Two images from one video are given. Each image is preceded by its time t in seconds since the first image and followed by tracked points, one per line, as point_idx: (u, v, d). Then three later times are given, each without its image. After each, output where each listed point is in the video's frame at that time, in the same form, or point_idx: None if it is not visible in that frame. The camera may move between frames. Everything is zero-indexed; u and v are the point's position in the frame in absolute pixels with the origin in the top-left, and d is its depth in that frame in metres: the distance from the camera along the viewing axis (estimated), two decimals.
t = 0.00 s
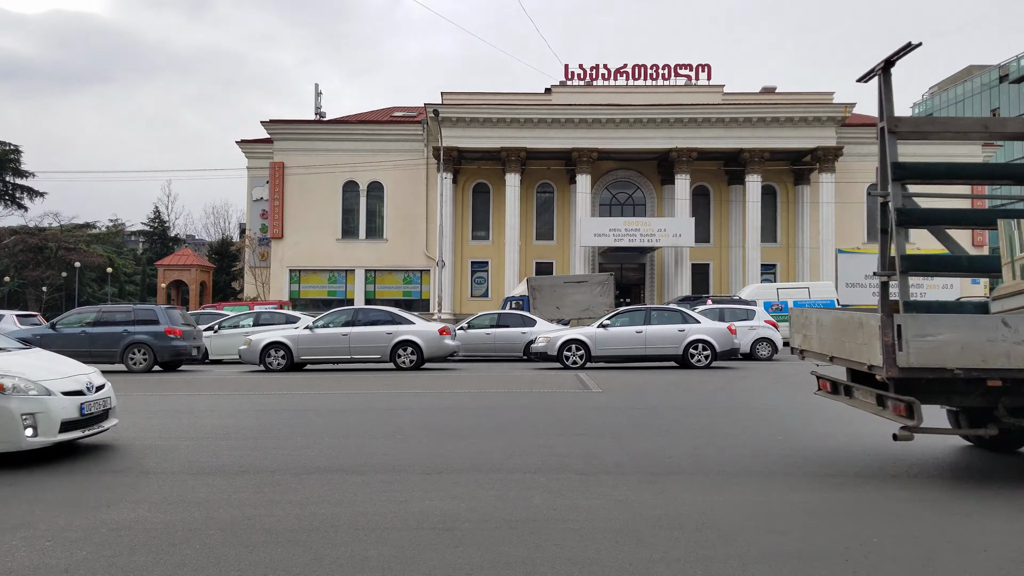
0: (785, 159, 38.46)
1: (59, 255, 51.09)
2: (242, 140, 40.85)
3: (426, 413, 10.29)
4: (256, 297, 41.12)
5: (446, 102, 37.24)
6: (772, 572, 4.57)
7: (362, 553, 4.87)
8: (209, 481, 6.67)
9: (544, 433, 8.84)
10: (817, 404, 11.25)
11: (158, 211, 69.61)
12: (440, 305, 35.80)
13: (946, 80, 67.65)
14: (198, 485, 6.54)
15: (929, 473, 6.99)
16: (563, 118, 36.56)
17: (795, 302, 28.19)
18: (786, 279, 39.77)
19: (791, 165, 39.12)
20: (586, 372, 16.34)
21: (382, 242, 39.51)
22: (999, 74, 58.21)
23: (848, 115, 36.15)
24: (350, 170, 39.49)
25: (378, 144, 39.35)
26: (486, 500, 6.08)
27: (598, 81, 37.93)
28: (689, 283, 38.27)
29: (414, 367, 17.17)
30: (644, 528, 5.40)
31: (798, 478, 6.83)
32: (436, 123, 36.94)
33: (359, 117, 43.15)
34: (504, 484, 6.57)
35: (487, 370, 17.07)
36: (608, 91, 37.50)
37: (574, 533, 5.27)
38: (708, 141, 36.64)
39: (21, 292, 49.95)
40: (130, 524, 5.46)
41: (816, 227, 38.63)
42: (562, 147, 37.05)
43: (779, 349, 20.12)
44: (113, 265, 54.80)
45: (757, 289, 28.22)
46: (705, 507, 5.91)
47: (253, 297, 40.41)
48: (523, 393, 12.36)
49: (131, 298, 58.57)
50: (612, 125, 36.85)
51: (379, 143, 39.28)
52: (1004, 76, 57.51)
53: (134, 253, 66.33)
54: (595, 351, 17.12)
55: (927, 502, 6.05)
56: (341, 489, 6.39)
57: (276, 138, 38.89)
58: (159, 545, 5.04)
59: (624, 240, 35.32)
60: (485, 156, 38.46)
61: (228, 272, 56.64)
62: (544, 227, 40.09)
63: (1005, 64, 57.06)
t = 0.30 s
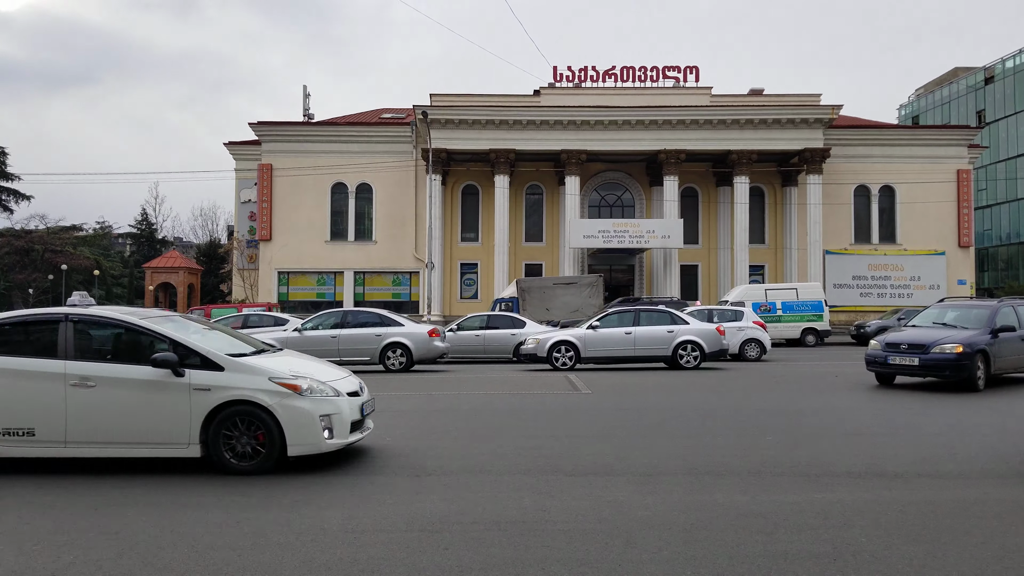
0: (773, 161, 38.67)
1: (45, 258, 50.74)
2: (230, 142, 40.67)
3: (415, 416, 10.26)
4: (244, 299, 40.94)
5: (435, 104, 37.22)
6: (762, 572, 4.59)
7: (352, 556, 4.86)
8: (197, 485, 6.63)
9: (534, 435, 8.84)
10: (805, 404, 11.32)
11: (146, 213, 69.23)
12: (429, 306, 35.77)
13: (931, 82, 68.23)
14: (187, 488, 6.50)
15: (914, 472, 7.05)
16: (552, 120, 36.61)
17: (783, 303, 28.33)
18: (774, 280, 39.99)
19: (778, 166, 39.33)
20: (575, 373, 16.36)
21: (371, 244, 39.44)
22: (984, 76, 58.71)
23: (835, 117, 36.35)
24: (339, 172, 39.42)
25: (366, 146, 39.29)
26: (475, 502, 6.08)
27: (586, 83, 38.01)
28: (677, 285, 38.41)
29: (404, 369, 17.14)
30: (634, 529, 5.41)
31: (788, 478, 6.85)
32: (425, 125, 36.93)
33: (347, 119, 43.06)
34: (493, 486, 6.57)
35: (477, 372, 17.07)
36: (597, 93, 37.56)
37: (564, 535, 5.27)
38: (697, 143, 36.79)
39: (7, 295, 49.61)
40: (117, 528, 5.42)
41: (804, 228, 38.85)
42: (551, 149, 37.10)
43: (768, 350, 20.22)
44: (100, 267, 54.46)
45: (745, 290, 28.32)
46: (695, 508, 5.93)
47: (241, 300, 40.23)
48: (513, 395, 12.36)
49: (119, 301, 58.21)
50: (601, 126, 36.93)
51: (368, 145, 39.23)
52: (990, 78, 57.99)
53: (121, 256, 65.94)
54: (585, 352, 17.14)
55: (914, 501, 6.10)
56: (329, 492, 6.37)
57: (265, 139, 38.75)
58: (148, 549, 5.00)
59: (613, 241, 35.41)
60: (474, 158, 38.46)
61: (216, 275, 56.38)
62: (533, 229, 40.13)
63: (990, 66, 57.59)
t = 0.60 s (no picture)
0: (764, 160, 38.80)
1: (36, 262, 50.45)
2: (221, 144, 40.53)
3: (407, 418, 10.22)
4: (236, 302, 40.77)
5: (426, 105, 37.20)
6: (754, 570, 4.60)
7: (344, 558, 4.85)
8: (188, 488, 6.60)
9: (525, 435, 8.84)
10: (797, 403, 11.35)
11: (136, 217, 68.87)
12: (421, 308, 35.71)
13: (921, 81, 68.60)
14: (178, 492, 6.47)
15: (905, 470, 7.09)
16: (543, 120, 36.63)
17: (775, 302, 28.42)
18: (766, 279, 40.12)
19: (769, 166, 39.45)
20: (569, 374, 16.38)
21: (363, 246, 39.35)
22: (973, 75, 59.06)
23: (825, 116, 36.49)
24: (330, 174, 39.36)
25: (358, 148, 39.25)
26: (468, 503, 6.08)
27: (577, 83, 38.05)
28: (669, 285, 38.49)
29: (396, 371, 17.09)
30: (626, 529, 5.42)
31: (776, 478, 6.88)
32: (416, 127, 36.92)
33: (338, 121, 43.01)
34: (485, 487, 6.58)
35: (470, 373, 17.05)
36: (588, 93, 37.61)
37: (557, 535, 5.28)
38: (687, 143, 36.89)
39: None
40: (107, 533, 5.39)
41: (795, 227, 38.99)
42: (543, 149, 37.12)
43: (760, 349, 20.28)
44: (91, 271, 54.15)
45: (737, 289, 28.37)
46: (684, 508, 5.94)
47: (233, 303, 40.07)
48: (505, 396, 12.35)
49: (110, 305, 57.88)
50: (592, 127, 36.99)
51: (359, 147, 39.20)
52: (979, 76, 58.33)
53: (112, 259, 65.57)
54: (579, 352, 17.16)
55: (905, 499, 6.13)
56: (320, 495, 6.35)
57: (255, 142, 38.67)
58: (139, 553, 4.97)
59: (605, 242, 35.48)
60: (465, 159, 38.46)
61: (208, 278, 56.16)
62: (525, 230, 40.16)
63: (979, 65, 57.94)
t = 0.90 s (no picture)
0: (753, 161, 38.97)
1: (23, 263, 50.08)
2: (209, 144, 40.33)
3: (395, 418, 10.21)
4: (224, 303, 40.58)
5: (415, 105, 37.16)
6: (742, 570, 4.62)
7: (334, 559, 4.84)
8: (176, 490, 6.57)
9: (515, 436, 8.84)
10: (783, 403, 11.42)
11: (124, 217, 68.51)
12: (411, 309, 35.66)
13: (907, 83, 69.09)
14: (166, 493, 6.44)
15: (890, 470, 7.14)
16: (533, 121, 36.66)
17: (763, 302, 28.55)
18: (755, 280, 40.29)
19: (757, 167, 39.63)
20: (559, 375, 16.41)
21: (352, 247, 39.26)
22: (959, 77, 59.58)
23: (813, 117, 36.68)
24: (320, 174, 39.27)
25: (347, 148, 39.16)
26: (457, 504, 6.08)
27: (567, 84, 38.10)
28: (659, 285, 38.60)
29: (386, 372, 17.04)
30: (615, 528, 5.44)
31: (764, 477, 6.91)
32: (405, 127, 36.86)
33: (327, 121, 42.90)
34: (474, 487, 6.59)
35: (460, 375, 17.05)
36: (578, 94, 37.67)
37: (546, 535, 5.29)
38: (677, 144, 37.00)
39: None
40: (95, 535, 5.35)
41: (783, 228, 39.19)
42: (533, 150, 37.13)
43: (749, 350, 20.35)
44: (78, 272, 53.81)
45: (726, 290, 28.47)
46: (673, 508, 5.96)
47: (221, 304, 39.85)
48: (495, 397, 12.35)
49: (97, 306, 57.50)
50: (582, 128, 37.04)
51: (349, 147, 39.11)
52: (965, 78, 58.80)
53: (99, 260, 65.17)
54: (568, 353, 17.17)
55: (891, 498, 6.18)
56: (310, 496, 6.33)
57: (244, 142, 38.50)
58: (125, 556, 4.94)
59: (595, 243, 35.53)
60: (454, 160, 38.44)
61: (196, 279, 55.86)
62: (515, 231, 40.18)
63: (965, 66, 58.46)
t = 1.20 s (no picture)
0: (747, 160, 39.03)
1: (16, 262, 49.96)
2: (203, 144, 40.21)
3: (389, 419, 10.18)
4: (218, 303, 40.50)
5: (410, 105, 37.12)
6: (737, 569, 4.62)
7: (327, 559, 4.83)
8: (169, 490, 6.53)
9: (510, 436, 8.83)
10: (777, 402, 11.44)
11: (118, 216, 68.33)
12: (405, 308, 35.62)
13: (901, 83, 69.30)
14: (160, 494, 6.42)
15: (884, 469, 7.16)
16: (527, 121, 36.66)
17: (758, 302, 28.60)
18: (749, 280, 40.37)
19: (751, 167, 39.71)
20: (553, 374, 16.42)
21: (346, 246, 39.20)
22: (952, 77, 59.79)
23: (807, 117, 36.79)
24: (314, 174, 39.18)
25: (342, 148, 39.09)
26: (451, 504, 6.06)
27: (561, 84, 38.12)
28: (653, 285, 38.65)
29: (380, 371, 17.05)
30: (611, 527, 5.45)
31: (758, 476, 6.91)
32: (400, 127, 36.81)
33: (322, 121, 42.82)
34: (468, 486, 6.57)
35: (454, 374, 17.03)
36: (572, 93, 37.70)
37: (540, 535, 5.28)
38: (671, 144, 37.04)
39: None
40: (87, 535, 5.33)
41: (777, 227, 39.30)
42: (528, 150, 37.12)
43: (743, 349, 20.39)
44: (72, 271, 53.66)
45: (721, 289, 28.49)
46: (667, 507, 5.96)
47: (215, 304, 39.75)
48: (489, 397, 12.34)
49: (91, 306, 57.35)
50: (576, 128, 37.06)
51: (344, 147, 39.04)
52: (958, 78, 59.02)
53: (93, 259, 65.01)
54: (562, 353, 17.16)
55: (885, 498, 6.19)
56: (303, 496, 6.30)
57: (237, 141, 38.40)
58: (119, 556, 4.93)
59: (589, 242, 35.55)
60: (449, 159, 38.41)
61: (190, 279, 55.71)
62: (510, 230, 40.18)
63: (958, 66, 58.73)
